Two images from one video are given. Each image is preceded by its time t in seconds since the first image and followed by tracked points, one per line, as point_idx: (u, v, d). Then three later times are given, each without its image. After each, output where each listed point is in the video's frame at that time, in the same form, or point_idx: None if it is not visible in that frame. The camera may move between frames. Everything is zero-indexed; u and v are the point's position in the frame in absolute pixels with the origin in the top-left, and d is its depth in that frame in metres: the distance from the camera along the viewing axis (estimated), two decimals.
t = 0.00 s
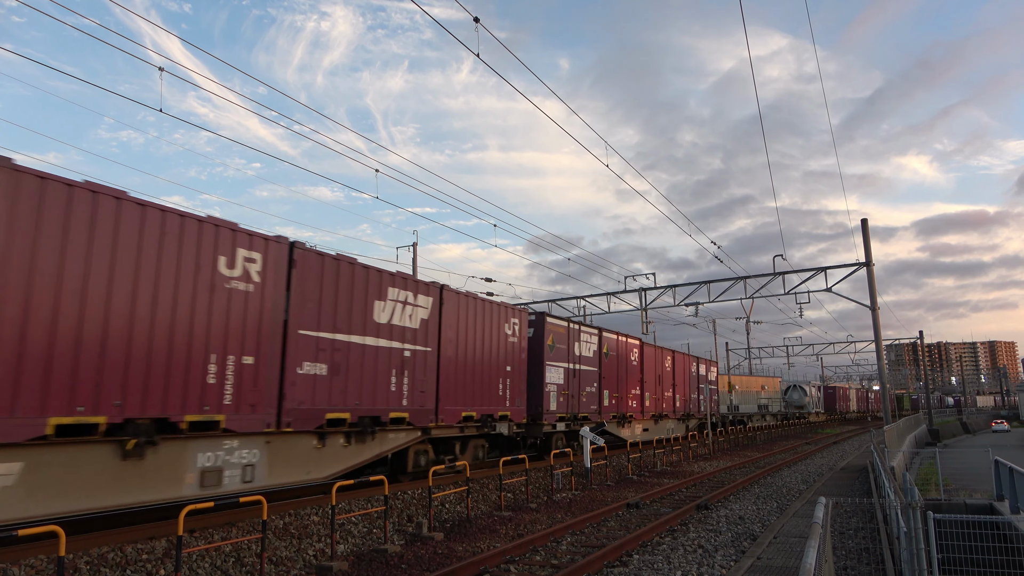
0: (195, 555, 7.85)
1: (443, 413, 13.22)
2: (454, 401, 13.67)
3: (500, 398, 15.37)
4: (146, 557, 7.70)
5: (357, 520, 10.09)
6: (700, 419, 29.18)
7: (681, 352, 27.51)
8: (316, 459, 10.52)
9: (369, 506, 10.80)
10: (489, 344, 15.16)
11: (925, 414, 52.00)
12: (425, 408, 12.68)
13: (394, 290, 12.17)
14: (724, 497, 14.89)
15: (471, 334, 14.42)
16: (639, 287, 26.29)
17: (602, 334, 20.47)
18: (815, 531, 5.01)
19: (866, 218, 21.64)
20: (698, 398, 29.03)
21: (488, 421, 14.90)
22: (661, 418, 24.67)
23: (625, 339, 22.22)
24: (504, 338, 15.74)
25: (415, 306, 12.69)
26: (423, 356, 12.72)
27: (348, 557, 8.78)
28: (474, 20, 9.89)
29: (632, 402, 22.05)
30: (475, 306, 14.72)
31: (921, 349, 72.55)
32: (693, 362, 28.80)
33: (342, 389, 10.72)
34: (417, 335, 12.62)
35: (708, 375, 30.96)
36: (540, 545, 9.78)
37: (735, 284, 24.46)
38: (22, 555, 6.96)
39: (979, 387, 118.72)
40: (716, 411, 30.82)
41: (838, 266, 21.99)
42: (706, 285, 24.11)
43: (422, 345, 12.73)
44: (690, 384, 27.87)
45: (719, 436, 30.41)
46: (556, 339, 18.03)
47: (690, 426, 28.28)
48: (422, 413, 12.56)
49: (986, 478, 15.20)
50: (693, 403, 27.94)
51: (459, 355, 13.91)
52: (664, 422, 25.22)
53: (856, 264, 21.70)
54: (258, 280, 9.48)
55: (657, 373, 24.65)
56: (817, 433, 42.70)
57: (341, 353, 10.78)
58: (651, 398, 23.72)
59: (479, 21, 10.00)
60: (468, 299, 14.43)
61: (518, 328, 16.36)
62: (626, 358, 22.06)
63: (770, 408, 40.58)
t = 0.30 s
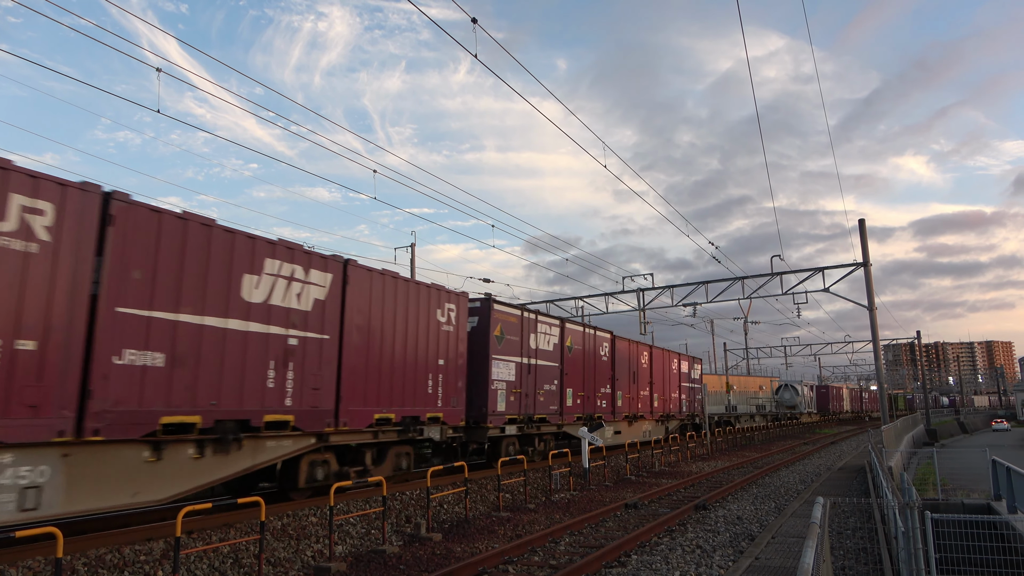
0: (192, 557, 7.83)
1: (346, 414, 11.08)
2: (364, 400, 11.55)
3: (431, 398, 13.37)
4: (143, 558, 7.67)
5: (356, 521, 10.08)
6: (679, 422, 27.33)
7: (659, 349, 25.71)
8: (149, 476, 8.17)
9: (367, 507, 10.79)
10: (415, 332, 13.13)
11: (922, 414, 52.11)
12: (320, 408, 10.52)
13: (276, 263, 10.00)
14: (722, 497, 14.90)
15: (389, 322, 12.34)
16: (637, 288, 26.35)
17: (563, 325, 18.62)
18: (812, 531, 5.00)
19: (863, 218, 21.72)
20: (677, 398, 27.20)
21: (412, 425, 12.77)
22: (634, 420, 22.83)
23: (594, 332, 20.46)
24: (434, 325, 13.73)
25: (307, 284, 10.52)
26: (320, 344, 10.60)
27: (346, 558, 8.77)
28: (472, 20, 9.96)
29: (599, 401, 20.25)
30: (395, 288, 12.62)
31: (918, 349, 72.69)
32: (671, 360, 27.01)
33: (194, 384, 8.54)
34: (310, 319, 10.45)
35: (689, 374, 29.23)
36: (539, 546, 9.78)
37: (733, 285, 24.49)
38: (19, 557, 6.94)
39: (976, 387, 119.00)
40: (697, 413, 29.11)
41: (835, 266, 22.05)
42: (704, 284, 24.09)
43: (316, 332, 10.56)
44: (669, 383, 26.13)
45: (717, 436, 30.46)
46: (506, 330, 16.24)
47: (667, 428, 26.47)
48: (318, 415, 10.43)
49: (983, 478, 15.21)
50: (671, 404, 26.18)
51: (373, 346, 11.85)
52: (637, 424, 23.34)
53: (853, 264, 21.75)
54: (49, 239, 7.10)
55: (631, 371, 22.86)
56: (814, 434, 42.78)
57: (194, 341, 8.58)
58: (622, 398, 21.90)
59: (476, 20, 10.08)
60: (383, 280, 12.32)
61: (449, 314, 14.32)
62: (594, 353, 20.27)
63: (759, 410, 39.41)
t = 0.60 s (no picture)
0: (192, 558, 7.83)
1: (199, 418, 8.36)
2: (226, 400, 8.78)
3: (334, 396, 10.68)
4: (142, 559, 7.66)
5: (355, 522, 10.08)
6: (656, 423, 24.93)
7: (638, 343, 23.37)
8: None
9: (367, 508, 10.79)
10: (308, 316, 10.32)
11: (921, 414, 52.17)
12: (155, 411, 7.84)
13: (81, 216, 7.23)
14: (722, 497, 14.90)
15: (269, 303, 9.61)
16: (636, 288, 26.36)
17: (517, 312, 16.07)
18: (812, 531, 4.99)
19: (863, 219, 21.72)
20: (656, 397, 24.83)
21: (302, 431, 10.08)
22: (604, 422, 20.37)
23: (558, 322, 18.06)
24: (339, 309, 10.98)
25: (137, 248, 7.79)
26: (155, 327, 7.90)
27: (346, 558, 8.76)
28: (470, 20, 9.97)
29: (562, 400, 17.83)
30: (279, 259, 9.90)
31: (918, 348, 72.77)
32: (652, 355, 24.68)
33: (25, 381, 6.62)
34: (136, 296, 7.72)
35: (671, 371, 26.89)
36: (539, 546, 9.79)
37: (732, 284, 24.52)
38: (19, 558, 6.93)
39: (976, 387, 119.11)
40: (679, 412, 26.88)
41: (834, 266, 22.07)
42: (703, 285, 23.70)
43: (147, 311, 7.82)
44: (648, 380, 23.80)
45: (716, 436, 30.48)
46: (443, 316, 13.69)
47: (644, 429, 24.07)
48: (150, 422, 7.73)
49: (981, 478, 15.22)
50: (650, 404, 23.89)
51: (243, 333, 9.13)
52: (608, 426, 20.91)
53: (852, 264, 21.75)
54: None
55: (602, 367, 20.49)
56: (813, 433, 42.77)
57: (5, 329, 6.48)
58: (589, 397, 19.51)
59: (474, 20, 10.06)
60: (263, 249, 9.63)
61: (364, 295, 11.62)
62: (556, 346, 17.85)
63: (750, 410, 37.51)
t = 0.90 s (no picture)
0: (192, 559, 7.83)
1: None
2: None
3: (177, 395, 8.31)
4: (142, 560, 7.65)
5: (355, 522, 10.08)
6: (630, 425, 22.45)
7: (609, 335, 21.14)
8: None
9: (366, 508, 10.80)
10: (136, 291, 7.91)
11: (921, 414, 52.19)
12: None
13: None
14: (721, 497, 14.89)
15: (68, 270, 7.20)
16: (635, 288, 26.45)
17: (454, 294, 13.72)
18: (811, 530, 4.98)
19: (863, 218, 21.74)
20: (631, 396, 22.54)
21: (122, 440, 7.72)
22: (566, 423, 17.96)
23: (508, 310, 15.79)
24: (190, 284, 8.60)
25: None
26: None
27: (345, 559, 8.76)
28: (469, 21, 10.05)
29: (514, 399, 15.49)
30: (92, 212, 7.51)
31: (917, 348, 72.80)
32: (626, 349, 22.40)
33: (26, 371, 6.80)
34: None
35: (648, 367, 24.60)
36: (538, 546, 9.78)
37: (730, 284, 24.69)
38: (19, 559, 6.94)
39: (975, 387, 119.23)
40: (658, 412, 24.59)
41: (833, 266, 22.17)
42: (700, 285, 24.53)
43: None
44: (620, 377, 21.55)
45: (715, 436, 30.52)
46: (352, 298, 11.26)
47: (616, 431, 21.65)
48: None
49: (981, 478, 15.25)
50: (623, 404, 21.58)
51: (58, 313, 7.08)
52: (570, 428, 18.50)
53: (851, 264, 21.81)
54: None
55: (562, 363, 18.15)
56: (813, 433, 42.85)
57: None
58: (547, 395, 17.19)
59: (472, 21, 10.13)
60: (61, 198, 7.25)
61: (229, 267, 9.23)
62: (505, 337, 15.52)
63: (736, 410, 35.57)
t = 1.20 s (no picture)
0: (192, 559, 7.83)
1: None
2: None
3: None
4: (143, 560, 7.65)
5: (356, 522, 10.09)
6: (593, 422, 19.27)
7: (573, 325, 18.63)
8: None
9: (367, 508, 10.80)
10: None
11: (920, 413, 52.15)
12: None
13: None
14: (722, 497, 14.90)
15: None
16: (634, 286, 26.50)
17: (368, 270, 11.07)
18: (811, 529, 4.95)
19: (862, 217, 21.70)
20: (601, 395, 20.06)
21: None
22: (523, 425, 15.50)
23: (444, 291, 13.10)
24: None
25: None
26: None
27: (346, 559, 8.76)
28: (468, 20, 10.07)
29: (453, 398, 12.98)
30: None
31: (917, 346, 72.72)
32: (593, 341, 19.72)
33: None
34: None
35: (619, 363, 21.38)
36: (538, 546, 9.77)
37: (729, 282, 24.82)
38: (19, 559, 6.93)
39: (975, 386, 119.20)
40: (636, 411, 22.16)
41: (833, 264, 22.23)
42: (700, 285, 24.36)
43: None
44: (588, 373, 19.12)
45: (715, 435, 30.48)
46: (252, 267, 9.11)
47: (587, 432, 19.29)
48: None
49: (984, 471, 15.45)
50: (594, 402, 19.39)
51: None
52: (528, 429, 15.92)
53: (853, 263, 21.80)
54: None
55: (505, 362, 14.93)
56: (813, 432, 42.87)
57: None
58: (495, 392, 14.39)
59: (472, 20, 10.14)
60: None
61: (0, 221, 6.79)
62: (440, 323, 12.86)
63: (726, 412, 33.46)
